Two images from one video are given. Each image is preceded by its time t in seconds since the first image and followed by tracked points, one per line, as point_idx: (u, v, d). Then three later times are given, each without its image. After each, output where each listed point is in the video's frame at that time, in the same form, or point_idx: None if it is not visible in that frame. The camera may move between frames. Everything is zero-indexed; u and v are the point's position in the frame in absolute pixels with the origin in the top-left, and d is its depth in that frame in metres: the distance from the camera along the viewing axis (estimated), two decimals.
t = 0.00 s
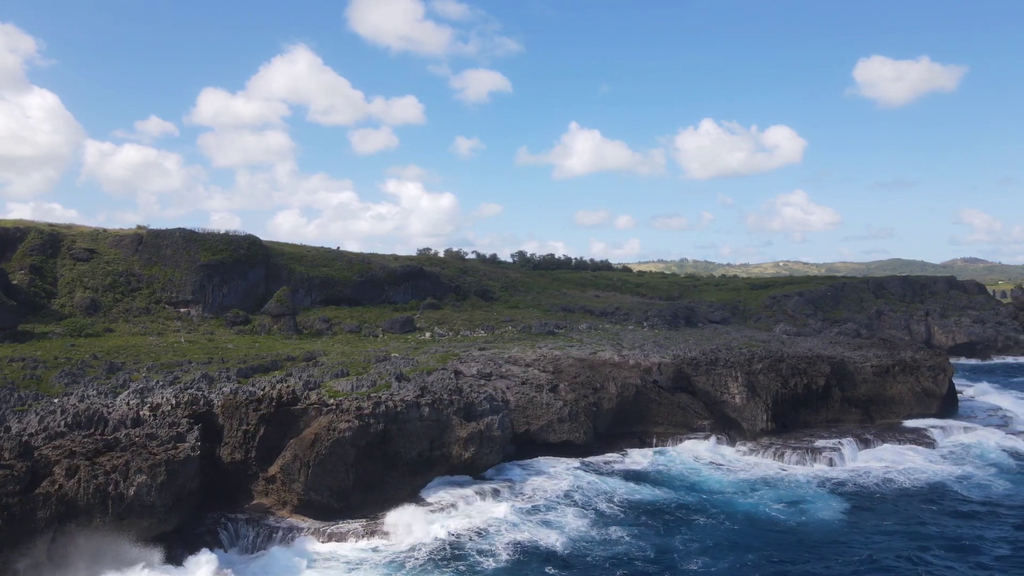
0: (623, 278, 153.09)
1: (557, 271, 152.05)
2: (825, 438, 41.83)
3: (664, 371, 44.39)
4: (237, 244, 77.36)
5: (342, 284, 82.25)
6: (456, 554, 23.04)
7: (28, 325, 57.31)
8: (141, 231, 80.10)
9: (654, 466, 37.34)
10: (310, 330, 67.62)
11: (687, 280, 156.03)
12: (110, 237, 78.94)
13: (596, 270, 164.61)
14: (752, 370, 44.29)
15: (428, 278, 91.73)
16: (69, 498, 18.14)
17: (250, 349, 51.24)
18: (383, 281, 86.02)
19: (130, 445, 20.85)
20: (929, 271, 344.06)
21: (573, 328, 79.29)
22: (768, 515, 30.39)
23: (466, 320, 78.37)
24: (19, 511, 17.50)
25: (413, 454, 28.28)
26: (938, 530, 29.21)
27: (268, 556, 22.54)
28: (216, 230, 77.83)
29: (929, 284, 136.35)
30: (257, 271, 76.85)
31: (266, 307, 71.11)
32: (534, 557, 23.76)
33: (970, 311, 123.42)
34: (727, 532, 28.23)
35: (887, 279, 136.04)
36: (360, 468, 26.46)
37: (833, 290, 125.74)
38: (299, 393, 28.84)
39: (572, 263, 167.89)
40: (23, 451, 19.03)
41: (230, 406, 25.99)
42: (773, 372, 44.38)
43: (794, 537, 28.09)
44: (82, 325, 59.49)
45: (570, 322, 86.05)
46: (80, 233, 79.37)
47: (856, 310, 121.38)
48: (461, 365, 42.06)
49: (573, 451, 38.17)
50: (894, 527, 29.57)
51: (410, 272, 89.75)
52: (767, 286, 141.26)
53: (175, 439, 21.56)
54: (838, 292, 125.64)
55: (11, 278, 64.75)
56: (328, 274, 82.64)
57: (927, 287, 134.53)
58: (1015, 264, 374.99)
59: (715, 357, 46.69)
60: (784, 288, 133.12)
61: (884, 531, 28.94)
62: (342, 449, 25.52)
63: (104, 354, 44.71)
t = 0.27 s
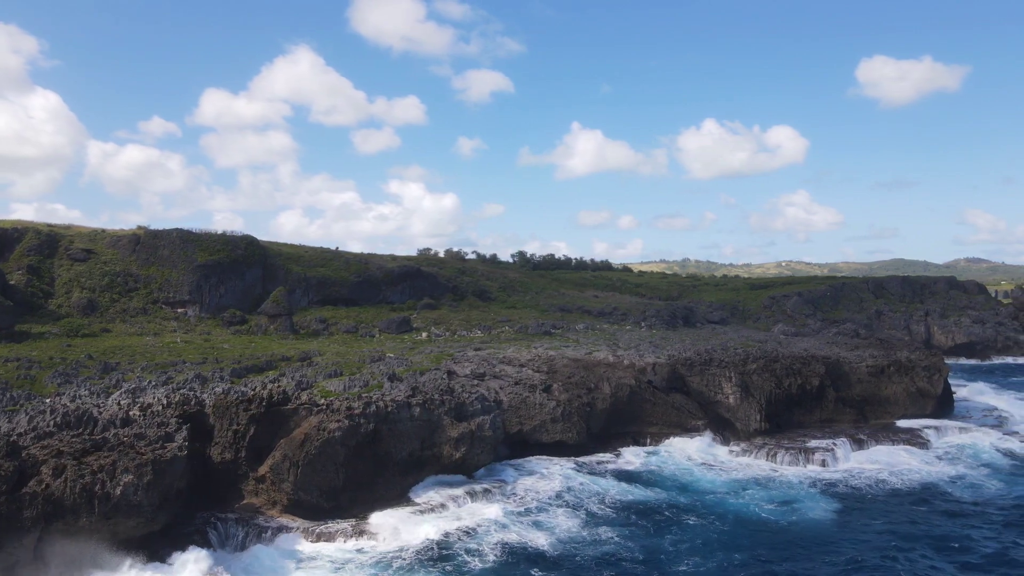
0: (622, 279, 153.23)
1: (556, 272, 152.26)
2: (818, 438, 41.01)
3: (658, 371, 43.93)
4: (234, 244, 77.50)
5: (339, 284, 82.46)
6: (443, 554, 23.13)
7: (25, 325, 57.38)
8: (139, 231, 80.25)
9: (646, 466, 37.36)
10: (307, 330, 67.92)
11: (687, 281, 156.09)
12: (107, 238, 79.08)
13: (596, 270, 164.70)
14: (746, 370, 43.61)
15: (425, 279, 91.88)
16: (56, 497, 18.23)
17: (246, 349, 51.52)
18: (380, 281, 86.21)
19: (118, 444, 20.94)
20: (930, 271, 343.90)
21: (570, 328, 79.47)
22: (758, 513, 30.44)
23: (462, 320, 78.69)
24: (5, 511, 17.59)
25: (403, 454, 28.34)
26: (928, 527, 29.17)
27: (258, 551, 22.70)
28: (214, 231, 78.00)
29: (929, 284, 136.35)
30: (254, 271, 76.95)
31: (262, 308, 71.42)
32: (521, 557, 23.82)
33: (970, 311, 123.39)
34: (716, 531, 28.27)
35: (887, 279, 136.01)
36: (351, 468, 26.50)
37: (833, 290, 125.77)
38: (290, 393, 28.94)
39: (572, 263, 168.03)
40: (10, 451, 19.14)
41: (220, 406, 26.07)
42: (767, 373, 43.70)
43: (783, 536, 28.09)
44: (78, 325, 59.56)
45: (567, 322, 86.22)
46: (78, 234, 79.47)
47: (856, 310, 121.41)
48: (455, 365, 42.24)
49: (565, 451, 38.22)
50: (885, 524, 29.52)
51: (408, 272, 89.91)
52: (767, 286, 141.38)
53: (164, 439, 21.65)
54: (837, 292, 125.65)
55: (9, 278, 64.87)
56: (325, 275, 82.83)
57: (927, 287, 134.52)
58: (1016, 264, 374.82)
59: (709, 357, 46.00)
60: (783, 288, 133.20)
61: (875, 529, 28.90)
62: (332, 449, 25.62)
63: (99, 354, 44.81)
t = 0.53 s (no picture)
0: (623, 279, 153.27)
1: (557, 272, 152.35)
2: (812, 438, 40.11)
3: (654, 371, 43.56)
4: (233, 244, 77.69)
5: (338, 284, 82.69)
6: (432, 555, 23.21)
7: (24, 326, 57.52)
8: (138, 231, 80.48)
9: (640, 466, 37.34)
10: (305, 330, 68.40)
11: (688, 281, 156.08)
12: (107, 238, 79.29)
13: (598, 271, 164.71)
14: (741, 370, 43.08)
15: (425, 279, 92.01)
16: (45, 496, 18.36)
17: (243, 350, 51.73)
18: (379, 281, 86.39)
19: (108, 444, 21.08)
20: (932, 271, 343.34)
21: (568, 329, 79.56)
22: (751, 511, 30.38)
23: (461, 320, 78.87)
24: None
25: (396, 454, 28.42)
26: (920, 527, 29.10)
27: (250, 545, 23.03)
28: (213, 231, 78.21)
29: (931, 284, 136.16)
30: (253, 272, 77.10)
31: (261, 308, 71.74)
32: (512, 558, 23.86)
33: (971, 311, 123.17)
34: (708, 530, 28.25)
35: (888, 279, 135.82)
36: (342, 468, 26.59)
37: (834, 290, 125.66)
38: (282, 393, 29.05)
39: (573, 263, 168.11)
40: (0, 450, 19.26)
41: (212, 406, 26.19)
42: (763, 373, 43.10)
43: (775, 535, 28.06)
44: (76, 325, 59.72)
45: (566, 322, 86.33)
46: (78, 235, 79.65)
47: (857, 311, 121.29)
48: (450, 365, 42.34)
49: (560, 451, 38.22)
50: (877, 523, 29.44)
51: (407, 272, 90.07)
52: (768, 286, 141.34)
53: (154, 439, 21.80)
54: (839, 292, 125.51)
55: (9, 278, 65.07)
56: (324, 275, 83.04)
57: (929, 288, 134.32)
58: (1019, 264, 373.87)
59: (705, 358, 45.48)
60: (784, 288, 133.16)
61: (867, 529, 28.83)
62: (324, 448, 25.72)
63: (96, 354, 44.94)
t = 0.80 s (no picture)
0: (627, 279, 153.17)
1: (561, 272, 152.35)
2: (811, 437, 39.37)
3: (652, 371, 43.32)
4: (235, 244, 77.98)
5: (340, 284, 82.96)
6: (423, 555, 23.27)
7: (26, 325, 57.80)
8: (141, 232, 80.86)
9: (637, 466, 37.27)
10: (305, 330, 68.80)
11: (693, 281, 155.86)
12: (110, 239, 79.67)
13: (603, 270, 164.61)
14: (739, 370, 42.54)
15: (426, 279, 92.18)
16: (37, 495, 18.46)
17: (242, 350, 51.99)
18: (381, 281, 86.61)
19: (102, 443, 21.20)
20: (939, 271, 341.84)
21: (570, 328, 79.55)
22: (746, 510, 30.28)
23: (462, 320, 79.00)
24: None
25: (390, 453, 28.51)
26: (914, 527, 28.99)
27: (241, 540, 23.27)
28: (215, 232, 78.51)
29: (937, 284, 135.57)
30: (255, 272, 77.34)
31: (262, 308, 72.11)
32: (504, 560, 23.87)
33: (977, 311, 122.55)
34: (702, 530, 28.21)
35: (894, 279, 135.28)
36: (337, 467, 26.67)
37: (838, 290, 125.26)
38: (278, 393, 29.16)
39: (577, 263, 168.01)
40: None
41: (207, 406, 26.32)
42: (761, 373, 42.53)
43: (769, 535, 27.97)
44: (78, 325, 59.91)
45: (568, 322, 86.35)
46: (81, 235, 80.04)
47: (861, 311, 120.84)
48: (448, 365, 42.39)
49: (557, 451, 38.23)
50: (871, 523, 29.34)
51: (408, 272, 90.27)
52: (772, 286, 141.06)
53: (147, 438, 21.93)
54: (843, 292, 125.15)
55: (12, 278, 65.48)
56: (326, 275, 83.31)
57: (934, 287, 133.71)
58: None
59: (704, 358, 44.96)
60: (789, 288, 132.81)
61: (862, 528, 28.70)
62: (318, 448, 25.82)
63: (97, 353, 45.16)
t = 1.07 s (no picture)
0: (635, 279, 152.84)
1: (568, 272, 152.22)
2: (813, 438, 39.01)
3: (655, 371, 43.30)
4: (241, 245, 78.41)
5: (345, 284, 83.28)
6: (419, 554, 23.32)
7: (34, 325, 58.21)
8: (149, 232, 81.43)
9: (638, 466, 37.19)
10: (310, 330, 69.34)
11: (701, 281, 155.33)
12: (118, 239, 80.26)
13: (611, 270, 164.31)
14: (742, 370, 42.36)
15: (432, 279, 92.31)
16: (35, 492, 18.61)
17: (247, 349, 52.22)
18: (387, 281, 86.84)
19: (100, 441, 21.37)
20: (950, 271, 339.09)
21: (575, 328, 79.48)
22: (744, 510, 30.20)
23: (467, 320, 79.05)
24: None
25: (389, 452, 28.60)
26: (913, 528, 28.82)
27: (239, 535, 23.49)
28: (221, 232, 78.97)
29: (947, 284, 134.47)
30: (261, 272, 77.72)
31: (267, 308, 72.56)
32: (500, 560, 23.91)
33: (988, 312, 121.45)
34: (699, 529, 28.15)
35: (904, 279, 134.27)
36: (335, 466, 26.79)
37: (847, 290, 124.50)
38: (277, 392, 29.33)
39: (585, 263, 167.75)
40: None
41: (207, 405, 26.51)
42: (764, 373, 42.29)
43: (766, 535, 27.88)
44: (85, 325, 60.41)
45: (573, 322, 86.26)
46: (89, 235, 80.68)
47: (871, 311, 120.02)
48: (449, 365, 42.44)
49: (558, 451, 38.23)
50: (870, 524, 29.18)
51: (414, 272, 90.43)
52: (780, 286, 140.40)
53: (145, 436, 22.09)
54: (852, 292, 124.38)
55: (21, 278, 66.09)
56: (331, 275, 83.64)
57: (945, 288, 132.62)
58: None
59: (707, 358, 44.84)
60: (797, 288, 132.14)
61: (860, 529, 28.55)
62: (316, 447, 25.94)
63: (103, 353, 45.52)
